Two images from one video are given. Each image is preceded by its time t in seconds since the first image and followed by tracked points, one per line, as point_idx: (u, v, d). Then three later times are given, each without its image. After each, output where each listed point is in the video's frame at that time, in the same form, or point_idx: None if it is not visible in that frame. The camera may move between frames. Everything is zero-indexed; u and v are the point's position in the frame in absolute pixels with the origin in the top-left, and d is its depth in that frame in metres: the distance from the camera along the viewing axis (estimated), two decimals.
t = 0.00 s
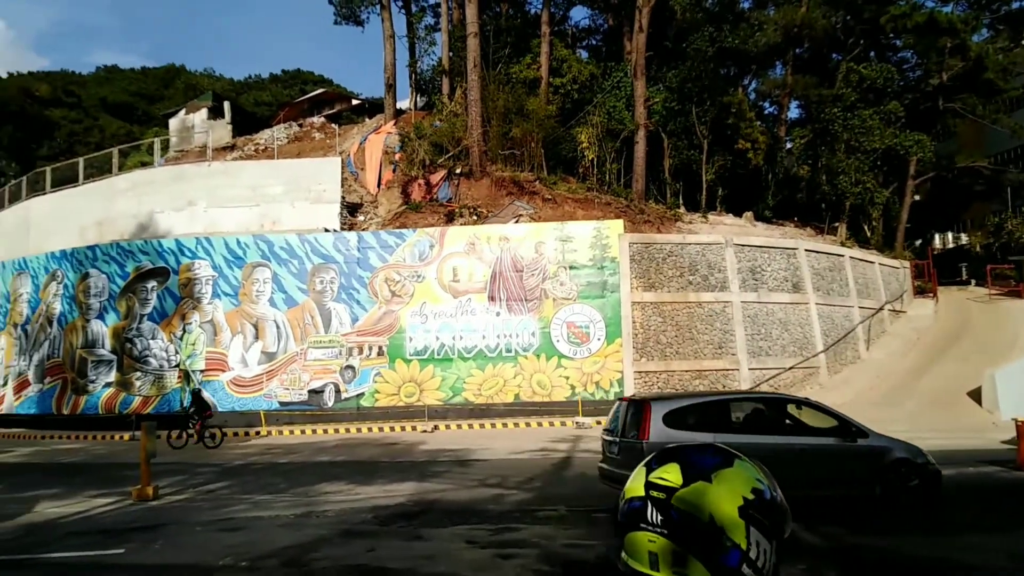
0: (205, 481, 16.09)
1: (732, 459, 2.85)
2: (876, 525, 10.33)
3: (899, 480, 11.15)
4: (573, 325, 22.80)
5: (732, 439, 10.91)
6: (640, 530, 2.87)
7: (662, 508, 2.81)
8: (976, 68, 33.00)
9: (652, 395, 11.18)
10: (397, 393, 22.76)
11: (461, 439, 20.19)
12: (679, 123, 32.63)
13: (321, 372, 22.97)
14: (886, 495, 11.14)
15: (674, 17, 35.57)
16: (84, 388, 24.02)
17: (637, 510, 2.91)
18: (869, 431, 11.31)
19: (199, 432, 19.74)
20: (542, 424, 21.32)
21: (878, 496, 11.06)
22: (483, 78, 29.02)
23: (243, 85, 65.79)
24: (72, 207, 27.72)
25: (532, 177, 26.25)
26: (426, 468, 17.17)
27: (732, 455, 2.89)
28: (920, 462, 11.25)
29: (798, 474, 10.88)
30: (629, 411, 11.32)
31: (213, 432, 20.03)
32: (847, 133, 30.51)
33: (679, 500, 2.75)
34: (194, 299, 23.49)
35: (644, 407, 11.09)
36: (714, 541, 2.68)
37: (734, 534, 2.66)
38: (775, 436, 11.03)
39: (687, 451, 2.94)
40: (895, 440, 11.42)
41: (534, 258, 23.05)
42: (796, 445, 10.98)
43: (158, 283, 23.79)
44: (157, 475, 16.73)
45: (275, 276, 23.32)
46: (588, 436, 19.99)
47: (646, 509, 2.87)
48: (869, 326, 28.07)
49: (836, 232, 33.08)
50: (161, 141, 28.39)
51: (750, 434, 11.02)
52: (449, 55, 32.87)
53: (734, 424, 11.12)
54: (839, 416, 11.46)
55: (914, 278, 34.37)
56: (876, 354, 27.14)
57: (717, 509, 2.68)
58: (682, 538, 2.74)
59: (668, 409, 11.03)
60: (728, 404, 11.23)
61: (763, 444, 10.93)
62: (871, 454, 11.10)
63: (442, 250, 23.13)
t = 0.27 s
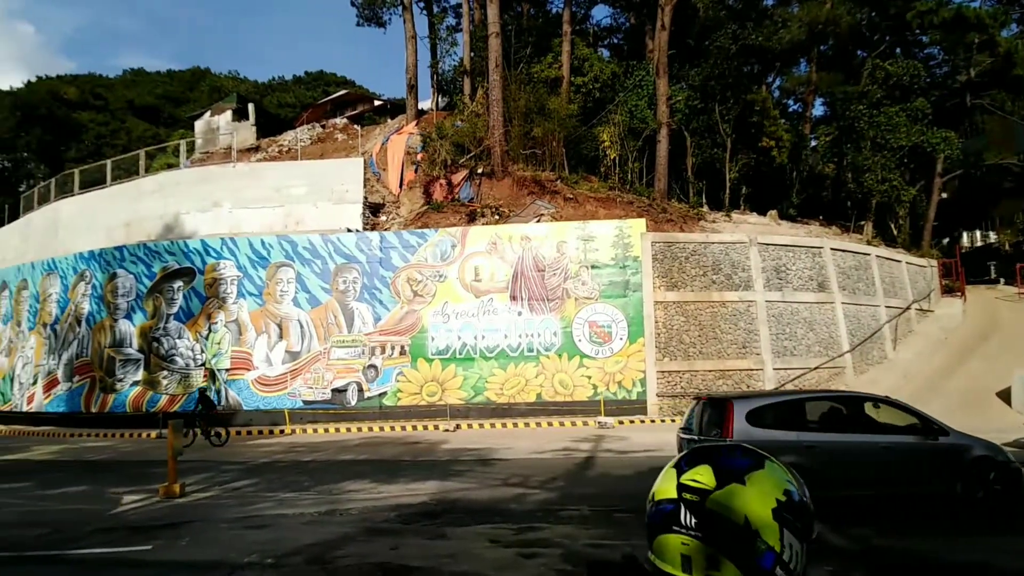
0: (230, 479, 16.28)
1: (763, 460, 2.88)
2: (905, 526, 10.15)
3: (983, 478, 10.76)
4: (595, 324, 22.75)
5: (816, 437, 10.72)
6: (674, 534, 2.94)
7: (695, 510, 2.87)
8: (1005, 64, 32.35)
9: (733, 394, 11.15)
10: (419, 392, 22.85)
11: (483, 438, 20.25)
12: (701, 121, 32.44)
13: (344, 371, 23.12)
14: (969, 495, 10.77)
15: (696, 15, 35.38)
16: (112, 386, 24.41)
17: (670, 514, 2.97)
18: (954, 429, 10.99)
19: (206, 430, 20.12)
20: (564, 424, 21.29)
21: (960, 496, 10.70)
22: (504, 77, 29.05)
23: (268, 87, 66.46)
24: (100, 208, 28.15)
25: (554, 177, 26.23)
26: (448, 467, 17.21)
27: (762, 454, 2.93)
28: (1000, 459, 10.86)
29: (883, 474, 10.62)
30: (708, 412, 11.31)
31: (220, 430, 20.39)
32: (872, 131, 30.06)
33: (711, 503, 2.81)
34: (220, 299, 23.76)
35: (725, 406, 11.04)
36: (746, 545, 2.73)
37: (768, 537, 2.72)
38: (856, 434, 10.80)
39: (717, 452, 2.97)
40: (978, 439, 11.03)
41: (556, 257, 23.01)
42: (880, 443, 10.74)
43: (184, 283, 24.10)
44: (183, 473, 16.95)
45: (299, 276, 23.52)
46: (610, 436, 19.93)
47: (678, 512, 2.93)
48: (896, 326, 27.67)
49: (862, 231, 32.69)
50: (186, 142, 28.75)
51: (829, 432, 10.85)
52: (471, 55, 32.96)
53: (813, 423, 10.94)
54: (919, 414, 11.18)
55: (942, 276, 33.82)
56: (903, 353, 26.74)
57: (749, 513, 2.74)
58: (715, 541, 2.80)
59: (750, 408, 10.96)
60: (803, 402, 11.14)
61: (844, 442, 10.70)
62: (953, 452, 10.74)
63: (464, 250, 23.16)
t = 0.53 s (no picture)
0: (258, 477, 16.46)
1: (797, 463, 3.12)
2: (936, 527, 10.01)
3: None
4: (619, 324, 22.68)
5: (904, 436, 10.68)
6: (713, 538, 3.15)
7: (737, 514, 3.07)
8: None
9: (816, 393, 11.18)
10: (444, 391, 22.92)
11: (506, 437, 20.27)
12: (727, 120, 32.14)
13: (369, 370, 23.25)
14: None
15: (721, 13, 35.17)
16: (140, 385, 24.74)
17: (710, 517, 3.17)
18: None
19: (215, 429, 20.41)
20: (588, 424, 21.23)
21: None
22: (528, 77, 29.05)
23: (292, 88, 66.97)
24: (129, 210, 28.56)
25: (578, 176, 26.18)
26: (473, 467, 17.25)
27: (792, 458, 3.17)
28: None
29: (964, 472, 10.44)
30: (789, 411, 11.35)
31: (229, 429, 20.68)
32: (901, 128, 29.63)
33: (754, 508, 3.02)
34: (246, 299, 24.00)
35: (811, 405, 11.08)
36: (787, 548, 2.98)
37: (807, 540, 2.98)
38: (941, 433, 10.69)
39: (751, 456, 3.18)
40: None
41: (580, 257, 22.97)
42: (964, 441, 10.57)
43: (211, 283, 24.36)
44: (210, 471, 17.14)
45: (324, 276, 23.69)
46: (636, 436, 19.85)
47: (719, 515, 3.13)
48: (925, 325, 27.28)
49: (890, 230, 32.27)
50: (213, 143, 29.05)
51: (913, 430, 10.76)
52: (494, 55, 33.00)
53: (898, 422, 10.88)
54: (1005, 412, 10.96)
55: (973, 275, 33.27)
56: (933, 353, 26.34)
57: (791, 519, 2.97)
58: (754, 542, 3.04)
59: (835, 407, 10.97)
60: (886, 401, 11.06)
61: (930, 440, 10.61)
62: None
63: (488, 250, 23.19)
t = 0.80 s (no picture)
0: (284, 476, 16.57)
1: (832, 463, 2.39)
2: (966, 530, 9.85)
3: None
4: (644, 323, 22.57)
5: (989, 435, 10.63)
6: (749, 543, 2.27)
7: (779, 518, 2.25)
8: None
9: (899, 393, 10.99)
10: (468, 391, 22.93)
11: (530, 438, 20.26)
12: (753, 118, 31.58)
13: (394, 370, 23.32)
14: None
15: (746, 11, 34.98)
16: (168, 385, 25.02)
17: (743, 526, 2.29)
18: None
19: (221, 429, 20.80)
20: (612, 424, 21.17)
21: None
22: (552, 77, 29.05)
23: (318, 89, 67.51)
24: (157, 211, 28.90)
25: (602, 176, 26.08)
26: (497, 467, 17.23)
27: (824, 460, 2.43)
28: None
29: None
30: (867, 411, 11.18)
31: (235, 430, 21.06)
32: (929, 125, 29.26)
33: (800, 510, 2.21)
34: (273, 299, 24.18)
35: (895, 404, 10.86)
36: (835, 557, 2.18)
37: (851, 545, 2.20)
38: None
39: (781, 456, 2.40)
40: None
41: (604, 257, 22.88)
42: None
43: (239, 284, 24.59)
44: (236, 470, 17.30)
45: (349, 276, 23.82)
46: (661, 436, 19.75)
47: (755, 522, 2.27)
48: (955, 324, 26.89)
49: (918, 228, 31.84)
50: (239, 145, 29.14)
51: (996, 429, 10.70)
52: (518, 55, 33.04)
53: (981, 421, 10.81)
54: None
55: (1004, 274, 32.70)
56: (963, 353, 25.95)
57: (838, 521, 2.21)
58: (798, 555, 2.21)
59: (919, 406, 10.79)
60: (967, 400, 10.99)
61: (1015, 440, 10.59)
62: None
63: (512, 250, 23.18)
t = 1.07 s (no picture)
0: (310, 475, 16.67)
1: (868, 464, 2.43)
2: (1001, 534, 9.67)
3: None
4: (669, 323, 22.43)
5: None
6: (784, 545, 2.31)
7: (812, 519, 2.29)
8: None
9: (983, 392, 10.94)
10: (493, 391, 22.92)
11: (554, 438, 20.21)
12: (779, 116, 31.79)
13: (419, 370, 23.36)
14: None
15: (772, 7, 34.71)
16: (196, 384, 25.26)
17: (772, 532, 2.34)
18: None
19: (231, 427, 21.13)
20: (637, 425, 21.07)
21: None
22: (576, 76, 28.96)
23: (342, 91, 67.89)
24: (184, 213, 29.21)
25: (627, 175, 25.90)
26: (522, 467, 17.20)
27: (859, 461, 2.48)
28: None
29: None
30: (946, 411, 11.30)
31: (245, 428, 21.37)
32: (958, 122, 28.80)
33: (834, 510, 2.26)
34: (298, 299, 24.32)
35: (979, 402, 10.82)
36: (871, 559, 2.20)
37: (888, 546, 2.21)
38: None
39: (815, 456, 2.46)
40: None
41: (629, 256, 22.76)
42: None
43: (265, 284, 24.74)
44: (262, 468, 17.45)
45: (374, 276, 23.90)
46: (687, 437, 19.61)
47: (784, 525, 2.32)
48: (986, 324, 26.43)
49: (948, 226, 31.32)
50: (265, 146, 29.26)
51: None
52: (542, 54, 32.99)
53: None
54: None
55: None
56: (994, 353, 25.48)
57: (874, 521, 2.24)
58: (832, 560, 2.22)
59: (1005, 404, 10.69)
60: None
61: None
62: None
63: (536, 250, 23.13)
